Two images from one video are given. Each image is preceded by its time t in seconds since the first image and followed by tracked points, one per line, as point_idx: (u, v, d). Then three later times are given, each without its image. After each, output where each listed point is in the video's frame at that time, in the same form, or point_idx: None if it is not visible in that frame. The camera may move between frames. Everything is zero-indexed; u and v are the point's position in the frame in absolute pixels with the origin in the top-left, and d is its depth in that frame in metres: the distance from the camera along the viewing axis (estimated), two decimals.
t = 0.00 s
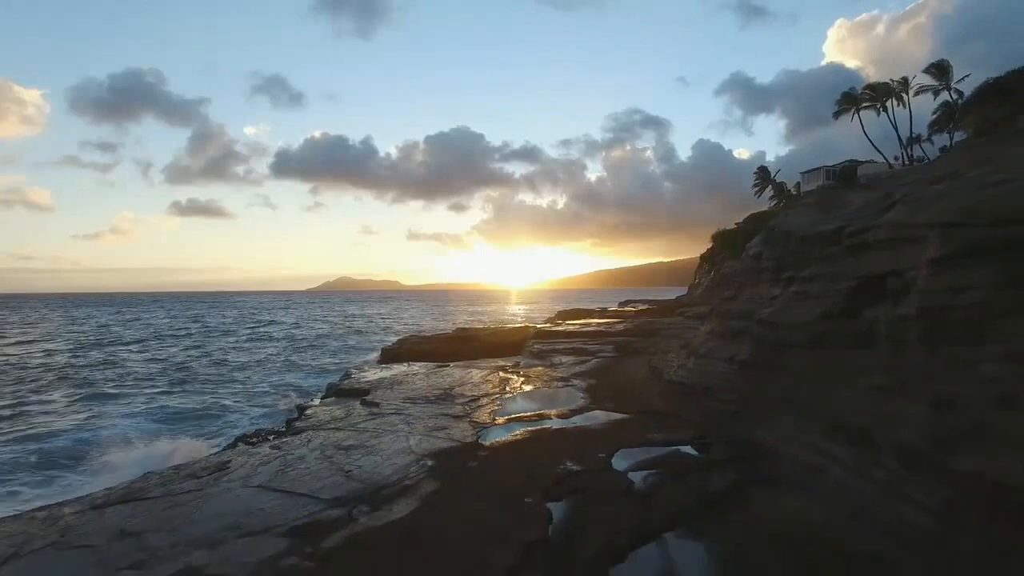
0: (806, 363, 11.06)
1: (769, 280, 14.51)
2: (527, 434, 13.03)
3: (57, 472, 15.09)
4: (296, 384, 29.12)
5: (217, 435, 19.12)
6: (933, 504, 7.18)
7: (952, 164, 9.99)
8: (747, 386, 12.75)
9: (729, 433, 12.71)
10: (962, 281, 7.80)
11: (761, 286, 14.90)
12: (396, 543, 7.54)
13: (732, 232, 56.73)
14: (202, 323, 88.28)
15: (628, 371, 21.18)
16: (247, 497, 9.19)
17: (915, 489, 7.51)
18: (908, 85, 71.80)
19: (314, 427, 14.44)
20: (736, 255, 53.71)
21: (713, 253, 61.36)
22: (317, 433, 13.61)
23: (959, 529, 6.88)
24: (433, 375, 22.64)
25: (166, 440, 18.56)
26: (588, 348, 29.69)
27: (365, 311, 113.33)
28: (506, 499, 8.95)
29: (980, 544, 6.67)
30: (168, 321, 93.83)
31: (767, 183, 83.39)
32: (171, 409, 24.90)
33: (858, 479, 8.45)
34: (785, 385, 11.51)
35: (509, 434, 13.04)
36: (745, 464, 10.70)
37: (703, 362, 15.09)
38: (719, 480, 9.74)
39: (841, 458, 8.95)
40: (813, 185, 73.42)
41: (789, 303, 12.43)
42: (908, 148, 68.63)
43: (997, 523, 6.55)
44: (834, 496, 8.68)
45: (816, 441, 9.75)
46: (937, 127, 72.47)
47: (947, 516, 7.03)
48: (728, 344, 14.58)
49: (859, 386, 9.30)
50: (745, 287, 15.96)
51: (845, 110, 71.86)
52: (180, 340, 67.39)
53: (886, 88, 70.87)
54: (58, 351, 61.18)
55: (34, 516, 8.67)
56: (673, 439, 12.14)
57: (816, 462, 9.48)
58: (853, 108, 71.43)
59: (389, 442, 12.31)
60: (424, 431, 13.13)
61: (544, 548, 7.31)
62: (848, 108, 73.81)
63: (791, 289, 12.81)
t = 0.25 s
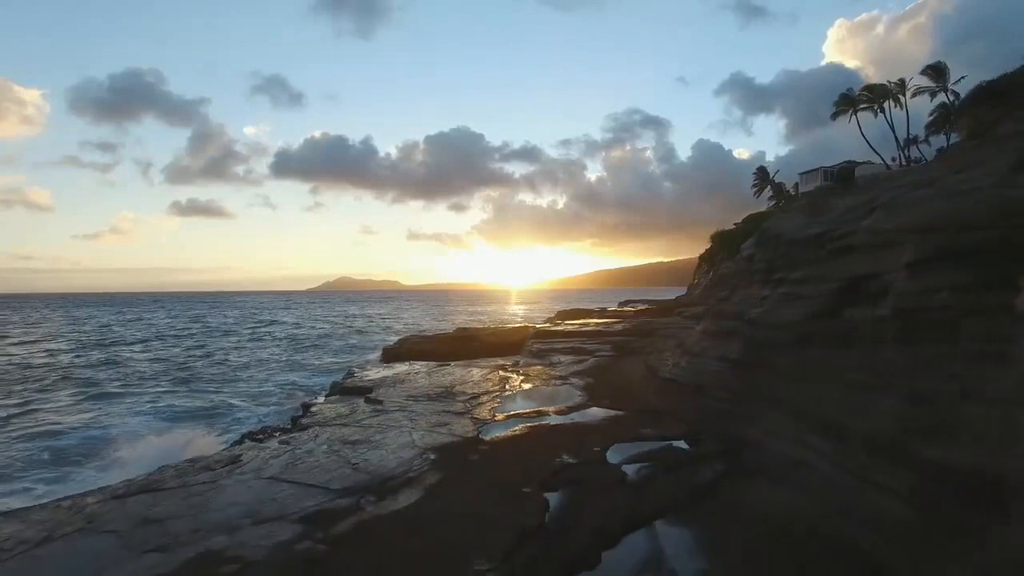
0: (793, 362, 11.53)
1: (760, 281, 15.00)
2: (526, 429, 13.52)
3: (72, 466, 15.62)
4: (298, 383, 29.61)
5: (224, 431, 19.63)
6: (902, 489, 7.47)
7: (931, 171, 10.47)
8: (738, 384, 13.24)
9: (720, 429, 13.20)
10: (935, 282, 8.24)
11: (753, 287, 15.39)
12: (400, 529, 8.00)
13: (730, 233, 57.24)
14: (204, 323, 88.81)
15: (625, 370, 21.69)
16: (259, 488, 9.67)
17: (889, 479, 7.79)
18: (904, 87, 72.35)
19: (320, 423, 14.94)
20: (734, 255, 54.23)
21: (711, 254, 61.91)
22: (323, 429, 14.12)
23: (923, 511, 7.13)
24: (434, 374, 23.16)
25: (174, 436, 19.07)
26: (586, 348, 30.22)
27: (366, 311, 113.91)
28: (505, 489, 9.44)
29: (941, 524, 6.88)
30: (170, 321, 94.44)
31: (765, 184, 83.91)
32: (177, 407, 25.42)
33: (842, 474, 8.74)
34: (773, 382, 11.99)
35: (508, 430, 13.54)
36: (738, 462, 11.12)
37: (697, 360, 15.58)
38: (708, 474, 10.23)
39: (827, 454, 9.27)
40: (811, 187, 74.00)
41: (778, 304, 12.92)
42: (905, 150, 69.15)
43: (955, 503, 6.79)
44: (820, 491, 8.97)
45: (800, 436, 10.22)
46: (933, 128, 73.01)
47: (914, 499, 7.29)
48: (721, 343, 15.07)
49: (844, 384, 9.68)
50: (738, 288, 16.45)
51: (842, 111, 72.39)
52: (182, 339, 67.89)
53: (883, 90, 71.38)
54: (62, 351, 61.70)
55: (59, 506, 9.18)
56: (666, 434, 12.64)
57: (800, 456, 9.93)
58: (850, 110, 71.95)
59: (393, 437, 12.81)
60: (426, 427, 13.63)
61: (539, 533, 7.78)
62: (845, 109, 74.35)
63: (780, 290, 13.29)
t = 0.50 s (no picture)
0: (781, 360, 12.02)
1: (753, 282, 15.48)
2: (525, 425, 14.01)
3: (85, 460, 16.17)
4: (301, 382, 30.09)
5: (230, 427, 20.12)
6: (873, 478, 7.97)
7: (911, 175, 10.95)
8: (730, 381, 13.74)
9: (712, 424, 13.70)
10: (912, 285, 8.73)
11: (746, 288, 15.88)
12: (405, 515, 8.47)
13: (729, 233, 57.70)
14: (206, 322, 89.31)
15: (623, 369, 22.18)
16: (270, 480, 10.16)
17: (868, 471, 8.17)
18: (903, 88, 72.71)
19: (326, 420, 15.43)
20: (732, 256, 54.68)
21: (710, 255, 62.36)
22: (329, 425, 14.60)
23: (896, 499, 7.50)
24: (436, 373, 23.65)
25: (182, 432, 19.58)
26: (585, 347, 30.69)
27: (367, 311, 114.43)
28: (505, 480, 9.93)
29: (912, 513, 7.26)
30: (172, 321, 95.01)
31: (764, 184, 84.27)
32: (184, 405, 25.92)
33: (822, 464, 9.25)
34: (763, 380, 12.49)
35: (508, 426, 14.02)
36: (728, 455, 11.58)
37: (691, 359, 16.07)
38: (698, 465, 10.74)
39: (811, 447, 9.73)
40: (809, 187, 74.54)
41: (768, 304, 13.41)
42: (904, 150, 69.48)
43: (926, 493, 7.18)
44: (803, 481, 9.47)
45: (786, 430, 10.72)
46: (931, 129, 73.36)
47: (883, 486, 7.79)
48: (714, 342, 15.56)
49: (828, 381, 10.13)
50: (733, 289, 16.94)
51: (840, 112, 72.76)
52: (184, 339, 68.35)
53: (881, 92, 71.71)
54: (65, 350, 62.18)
55: (81, 497, 9.69)
56: (660, 430, 13.15)
57: (786, 449, 10.43)
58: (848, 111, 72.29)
59: (397, 432, 13.29)
60: (429, 423, 14.11)
61: (537, 520, 8.25)
62: (843, 111, 74.76)
63: (771, 291, 13.77)
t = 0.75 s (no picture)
0: (770, 358, 12.53)
1: (745, 283, 15.99)
2: (524, 421, 14.51)
3: (98, 455, 16.72)
4: (304, 381, 30.57)
5: (236, 424, 20.62)
6: (852, 469, 8.47)
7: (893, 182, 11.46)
8: (722, 379, 14.25)
9: (705, 420, 14.21)
10: (890, 286, 9.24)
11: (739, 289, 16.38)
12: (410, 504, 8.98)
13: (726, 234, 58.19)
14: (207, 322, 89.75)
15: (620, 368, 22.68)
16: (281, 472, 10.67)
17: (850, 463, 8.60)
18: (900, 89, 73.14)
19: (331, 416, 15.93)
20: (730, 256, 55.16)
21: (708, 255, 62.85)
22: (335, 421, 15.11)
23: (869, 488, 8.02)
24: (437, 372, 24.16)
25: (190, 430, 20.07)
26: (583, 347, 31.18)
27: (367, 311, 114.94)
28: (505, 471, 10.44)
29: (884, 501, 7.65)
30: (173, 321, 95.55)
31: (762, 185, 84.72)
32: (189, 404, 26.42)
33: (807, 457, 9.75)
34: (753, 377, 12.99)
35: (507, 422, 14.53)
36: (718, 449, 12.09)
37: (686, 358, 16.58)
38: (690, 459, 11.25)
39: (796, 442, 10.23)
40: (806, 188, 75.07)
41: (758, 304, 13.92)
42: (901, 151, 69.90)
43: (898, 482, 7.58)
44: (789, 474, 9.97)
45: (774, 426, 11.23)
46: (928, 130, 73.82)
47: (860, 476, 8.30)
48: (707, 341, 16.07)
49: (815, 379, 10.61)
50: (726, 290, 17.45)
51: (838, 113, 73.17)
52: (186, 339, 68.79)
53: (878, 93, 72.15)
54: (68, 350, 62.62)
55: (102, 488, 10.21)
56: (654, 426, 13.66)
57: (774, 443, 10.93)
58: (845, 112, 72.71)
59: (400, 428, 13.80)
60: (432, 419, 14.62)
61: (535, 508, 8.75)
62: (841, 112, 75.20)
63: (761, 292, 14.28)
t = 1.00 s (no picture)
0: (759, 357, 13.04)
1: (737, 285, 16.50)
2: (523, 418, 15.02)
3: (110, 451, 17.24)
4: (306, 380, 31.00)
5: (243, 421, 21.13)
6: (829, 460, 8.98)
7: (877, 188, 11.97)
8: (713, 377, 14.76)
9: (696, 417, 14.73)
10: (869, 288, 9.75)
11: (731, 290, 16.90)
12: (414, 494, 9.48)
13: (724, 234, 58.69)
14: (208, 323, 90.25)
15: (617, 367, 23.18)
16: (291, 465, 11.18)
17: (830, 455, 9.06)
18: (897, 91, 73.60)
19: (336, 414, 16.44)
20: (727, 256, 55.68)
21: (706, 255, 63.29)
22: (340, 418, 15.59)
23: (842, 476, 8.53)
24: (438, 371, 24.66)
25: (197, 426, 20.60)
26: (582, 346, 31.68)
27: (367, 311, 115.41)
28: (504, 464, 10.95)
29: (856, 489, 8.14)
30: (175, 321, 96.08)
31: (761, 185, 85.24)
32: (195, 403, 26.93)
33: (790, 451, 10.26)
34: (743, 374, 13.49)
35: (507, 419, 15.03)
36: (709, 444, 12.59)
37: (680, 357, 17.09)
38: (680, 453, 11.76)
39: (782, 436, 10.75)
40: (804, 189, 75.69)
41: (748, 304, 14.42)
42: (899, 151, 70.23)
43: (872, 471, 8.04)
44: (773, 465, 10.47)
45: (762, 421, 11.73)
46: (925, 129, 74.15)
47: (835, 466, 8.81)
48: (700, 340, 16.57)
49: (800, 376, 11.09)
50: (720, 291, 17.97)
51: (835, 115, 73.62)
52: (188, 339, 69.29)
53: (876, 94, 72.41)
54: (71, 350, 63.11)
55: (121, 480, 10.72)
56: (648, 422, 14.16)
57: (761, 438, 11.45)
58: (843, 113, 73.16)
59: (404, 424, 14.32)
60: (433, 417, 15.10)
61: (534, 498, 9.25)
62: (838, 113, 75.69)
63: (752, 293, 14.78)
